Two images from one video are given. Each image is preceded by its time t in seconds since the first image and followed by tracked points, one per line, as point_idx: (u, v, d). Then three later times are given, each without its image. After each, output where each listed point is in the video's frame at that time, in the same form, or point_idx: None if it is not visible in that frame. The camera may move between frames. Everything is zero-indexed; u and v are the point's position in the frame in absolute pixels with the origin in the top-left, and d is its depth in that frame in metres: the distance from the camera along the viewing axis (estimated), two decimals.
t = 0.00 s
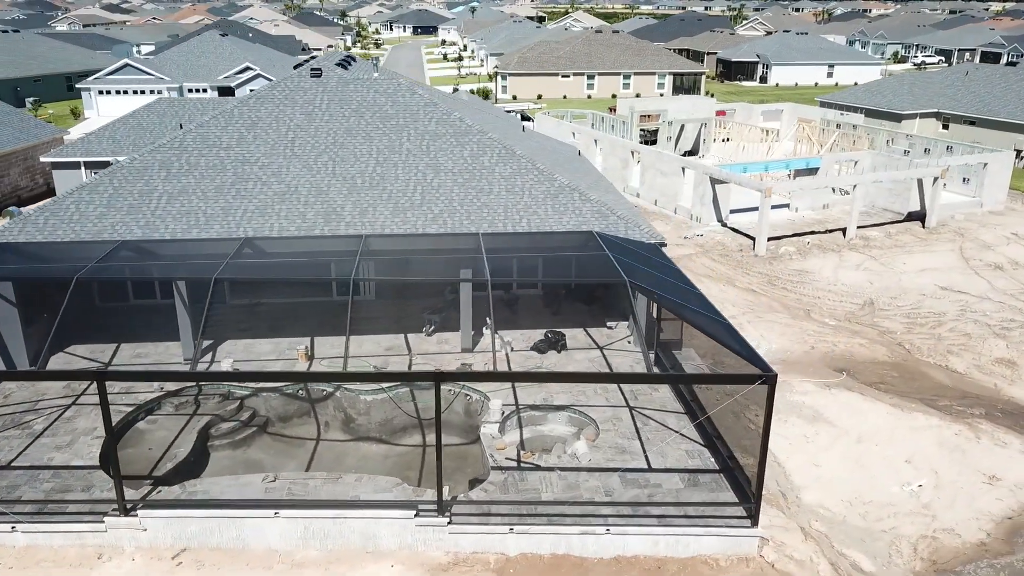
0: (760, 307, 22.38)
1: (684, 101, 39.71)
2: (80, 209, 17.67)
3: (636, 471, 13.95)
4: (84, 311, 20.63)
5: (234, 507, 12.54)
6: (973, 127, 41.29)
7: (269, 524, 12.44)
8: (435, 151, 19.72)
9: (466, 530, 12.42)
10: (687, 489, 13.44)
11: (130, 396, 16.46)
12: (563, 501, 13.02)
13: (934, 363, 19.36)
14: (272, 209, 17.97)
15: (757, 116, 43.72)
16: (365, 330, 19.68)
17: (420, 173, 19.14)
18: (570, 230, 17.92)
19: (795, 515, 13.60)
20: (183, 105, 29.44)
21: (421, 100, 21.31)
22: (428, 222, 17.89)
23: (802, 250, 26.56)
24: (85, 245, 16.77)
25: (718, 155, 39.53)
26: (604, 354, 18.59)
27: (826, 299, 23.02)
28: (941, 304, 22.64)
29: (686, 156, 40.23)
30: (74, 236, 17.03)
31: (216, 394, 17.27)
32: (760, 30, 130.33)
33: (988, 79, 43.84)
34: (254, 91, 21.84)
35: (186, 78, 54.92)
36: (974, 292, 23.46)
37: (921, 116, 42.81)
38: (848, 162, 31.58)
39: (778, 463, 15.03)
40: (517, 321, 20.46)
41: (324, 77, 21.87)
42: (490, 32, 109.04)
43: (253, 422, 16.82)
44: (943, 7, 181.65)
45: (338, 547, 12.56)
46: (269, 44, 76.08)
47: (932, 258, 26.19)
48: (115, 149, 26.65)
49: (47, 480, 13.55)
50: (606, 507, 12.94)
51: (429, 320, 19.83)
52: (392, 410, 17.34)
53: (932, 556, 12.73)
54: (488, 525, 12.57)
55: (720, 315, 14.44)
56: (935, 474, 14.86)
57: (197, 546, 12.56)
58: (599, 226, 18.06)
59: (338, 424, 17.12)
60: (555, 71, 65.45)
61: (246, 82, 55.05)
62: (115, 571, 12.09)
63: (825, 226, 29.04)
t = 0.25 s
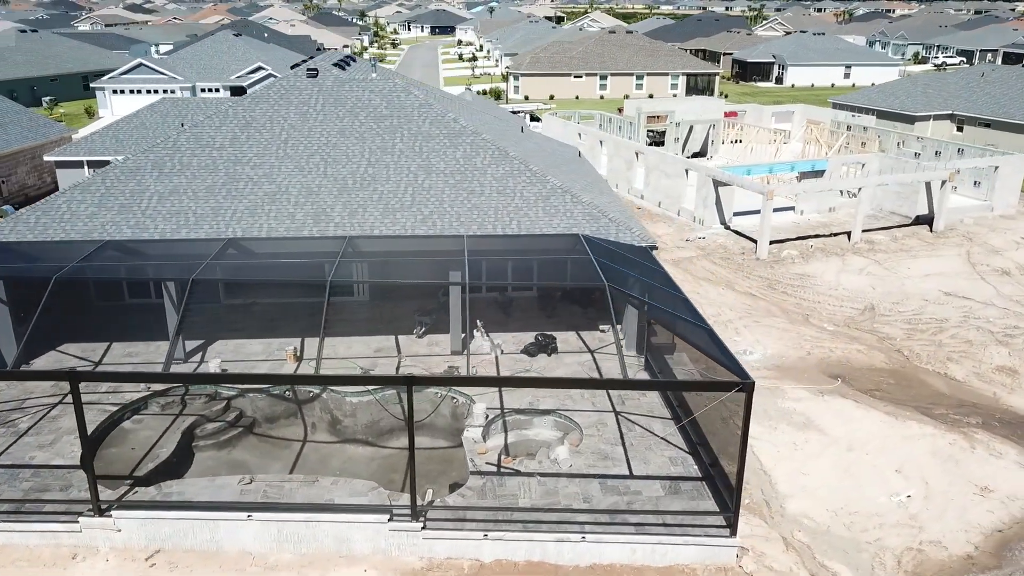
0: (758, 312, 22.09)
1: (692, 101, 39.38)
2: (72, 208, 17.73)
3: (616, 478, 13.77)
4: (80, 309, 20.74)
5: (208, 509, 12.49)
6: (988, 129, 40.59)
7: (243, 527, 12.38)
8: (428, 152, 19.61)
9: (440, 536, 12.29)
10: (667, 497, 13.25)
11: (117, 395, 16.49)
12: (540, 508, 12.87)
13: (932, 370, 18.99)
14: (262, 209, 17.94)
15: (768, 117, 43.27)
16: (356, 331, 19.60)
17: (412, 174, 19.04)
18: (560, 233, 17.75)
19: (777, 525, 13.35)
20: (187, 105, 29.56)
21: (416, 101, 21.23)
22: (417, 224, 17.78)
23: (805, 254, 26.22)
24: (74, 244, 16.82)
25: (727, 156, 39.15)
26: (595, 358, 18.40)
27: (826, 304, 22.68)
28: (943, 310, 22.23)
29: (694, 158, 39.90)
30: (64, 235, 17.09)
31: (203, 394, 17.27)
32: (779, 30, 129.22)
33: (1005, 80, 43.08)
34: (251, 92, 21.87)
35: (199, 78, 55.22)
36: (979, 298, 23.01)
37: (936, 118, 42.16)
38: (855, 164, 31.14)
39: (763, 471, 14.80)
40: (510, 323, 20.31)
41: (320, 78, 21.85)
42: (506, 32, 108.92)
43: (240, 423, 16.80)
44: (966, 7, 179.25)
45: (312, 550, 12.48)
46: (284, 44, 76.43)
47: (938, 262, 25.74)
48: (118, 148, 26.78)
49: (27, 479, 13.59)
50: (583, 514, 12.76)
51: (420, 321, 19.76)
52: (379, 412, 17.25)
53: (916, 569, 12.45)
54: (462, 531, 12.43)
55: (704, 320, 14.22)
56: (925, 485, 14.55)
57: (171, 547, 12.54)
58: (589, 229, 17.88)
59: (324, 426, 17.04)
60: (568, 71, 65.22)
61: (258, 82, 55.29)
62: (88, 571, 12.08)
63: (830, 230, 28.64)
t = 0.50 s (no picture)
0: (756, 316, 21.80)
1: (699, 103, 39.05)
2: (64, 208, 17.82)
3: (596, 484, 13.59)
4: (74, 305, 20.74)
5: (183, 510, 12.46)
6: (1004, 132, 39.85)
7: (217, 530, 12.34)
8: (420, 153, 19.52)
9: (414, 541, 12.17)
10: (646, 505, 13.06)
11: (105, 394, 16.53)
12: (517, 514, 12.72)
13: (931, 377, 18.62)
14: (252, 210, 17.93)
15: (779, 119, 42.80)
16: (346, 333, 19.54)
17: (404, 175, 18.96)
18: (550, 235, 17.60)
19: (759, 535, 13.11)
20: (191, 104, 29.68)
21: (412, 102, 21.15)
22: (407, 225, 17.68)
23: (808, 258, 25.87)
24: (64, 242, 16.88)
25: (736, 158, 38.77)
26: (586, 361, 18.21)
27: (826, 309, 22.33)
28: (946, 317, 21.81)
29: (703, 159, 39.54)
30: (55, 234, 17.16)
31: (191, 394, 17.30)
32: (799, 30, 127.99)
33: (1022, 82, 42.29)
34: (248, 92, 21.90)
35: (212, 78, 55.47)
36: (984, 305, 22.55)
37: (950, 120, 41.47)
38: (863, 167, 30.67)
39: (749, 479, 14.55)
40: (502, 326, 20.17)
41: (316, 78, 21.84)
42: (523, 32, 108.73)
43: (227, 424, 16.83)
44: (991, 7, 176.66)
45: (285, 554, 12.41)
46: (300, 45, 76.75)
47: (944, 267, 25.28)
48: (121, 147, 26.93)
49: (8, 478, 13.64)
50: (560, 521, 12.60)
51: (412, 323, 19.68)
52: (365, 414, 17.28)
53: None
54: (436, 536, 12.30)
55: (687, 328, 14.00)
56: (914, 496, 14.24)
57: (146, 549, 12.53)
58: (579, 232, 17.72)
59: (312, 427, 17.11)
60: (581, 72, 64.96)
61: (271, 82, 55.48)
62: (62, 571, 12.08)
63: (836, 233, 28.24)
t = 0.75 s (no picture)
0: (754, 321, 21.50)
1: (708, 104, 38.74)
2: (57, 207, 17.92)
3: (576, 491, 13.42)
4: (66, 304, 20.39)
5: (158, 511, 12.45)
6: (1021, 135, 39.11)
7: (191, 531, 12.29)
8: (414, 154, 19.44)
9: (388, 545, 12.04)
10: (625, 513, 12.88)
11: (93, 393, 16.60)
12: (493, 521, 12.56)
13: (929, 386, 18.25)
14: (243, 210, 17.94)
15: (791, 120, 42.32)
16: (338, 334, 19.51)
17: (396, 176, 18.90)
18: (540, 238, 17.46)
19: (740, 545, 12.89)
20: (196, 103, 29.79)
21: (408, 103, 21.09)
22: (397, 227, 17.62)
23: (811, 262, 25.51)
24: (55, 241, 16.95)
25: (745, 160, 38.39)
26: (576, 365, 18.04)
27: (826, 314, 21.99)
28: (949, 324, 21.39)
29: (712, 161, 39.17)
30: (47, 233, 17.24)
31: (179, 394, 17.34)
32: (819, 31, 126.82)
33: None
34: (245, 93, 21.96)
35: (226, 77, 55.72)
36: (989, 312, 22.10)
37: (966, 122, 40.78)
38: (871, 169, 30.20)
39: (734, 488, 14.32)
40: (495, 329, 20.03)
41: (313, 78, 21.84)
42: (540, 32, 108.54)
43: (214, 425, 16.86)
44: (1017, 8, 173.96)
45: (259, 556, 12.35)
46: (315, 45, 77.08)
47: (950, 273, 24.82)
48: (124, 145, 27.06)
49: None
50: (535, 528, 12.44)
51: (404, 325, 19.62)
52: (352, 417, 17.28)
53: None
54: (410, 541, 12.18)
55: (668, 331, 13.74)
56: (903, 507, 13.92)
57: (121, 549, 12.51)
58: (570, 235, 17.57)
59: (299, 428, 17.15)
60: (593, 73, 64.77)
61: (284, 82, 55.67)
62: (36, 570, 12.10)
63: (842, 237, 27.83)
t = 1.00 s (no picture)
0: (752, 326, 21.20)
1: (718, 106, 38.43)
2: (52, 205, 18.03)
3: (555, 497, 13.27)
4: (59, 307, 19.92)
5: (134, 512, 12.44)
6: None
7: (166, 532, 12.27)
8: (407, 155, 19.37)
9: (361, 549, 11.96)
10: (604, 520, 12.70)
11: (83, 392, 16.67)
12: (469, 526, 12.45)
13: (927, 394, 17.89)
14: (235, 210, 17.96)
15: (804, 122, 41.84)
16: (330, 335, 19.48)
17: (389, 176, 18.84)
18: (531, 240, 17.32)
19: (721, 554, 12.66)
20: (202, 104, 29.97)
21: (404, 103, 21.03)
22: (387, 228, 17.54)
23: (814, 266, 25.17)
24: (47, 239, 17.03)
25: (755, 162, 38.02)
26: (567, 368, 17.89)
27: (827, 320, 21.64)
28: (953, 330, 20.97)
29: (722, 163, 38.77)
30: (40, 231, 17.34)
31: (168, 393, 17.40)
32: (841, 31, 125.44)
33: None
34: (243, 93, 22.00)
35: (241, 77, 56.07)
36: (995, 319, 21.65)
37: (983, 124, 40.07)
38: (880, 172, 29.74)
39: (719, 496, 14.09)
40: (489, 331, 19.93)
41: (311, 79, 21.84)
42: (558, 32, 108.33)
43: (202, 424, 16.90)
44: None
45: (233, 558, 12.30)
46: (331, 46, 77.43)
47: (958, 278, 24.37)
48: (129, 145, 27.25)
49: None
50: (511, 534, 12.29)
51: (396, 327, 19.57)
52: (340, 418, 17.27)
53: None
54: (384, 546, 12.08)
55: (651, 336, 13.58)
56: (892, 518, 13.62)
57: (97, 549, 12.52)
58: (561, 237, 17.42)
59: (287, 429, 17.17)
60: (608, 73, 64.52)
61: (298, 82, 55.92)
62: (12, 569, 12.13)
63: (848, 240, 27.44)
